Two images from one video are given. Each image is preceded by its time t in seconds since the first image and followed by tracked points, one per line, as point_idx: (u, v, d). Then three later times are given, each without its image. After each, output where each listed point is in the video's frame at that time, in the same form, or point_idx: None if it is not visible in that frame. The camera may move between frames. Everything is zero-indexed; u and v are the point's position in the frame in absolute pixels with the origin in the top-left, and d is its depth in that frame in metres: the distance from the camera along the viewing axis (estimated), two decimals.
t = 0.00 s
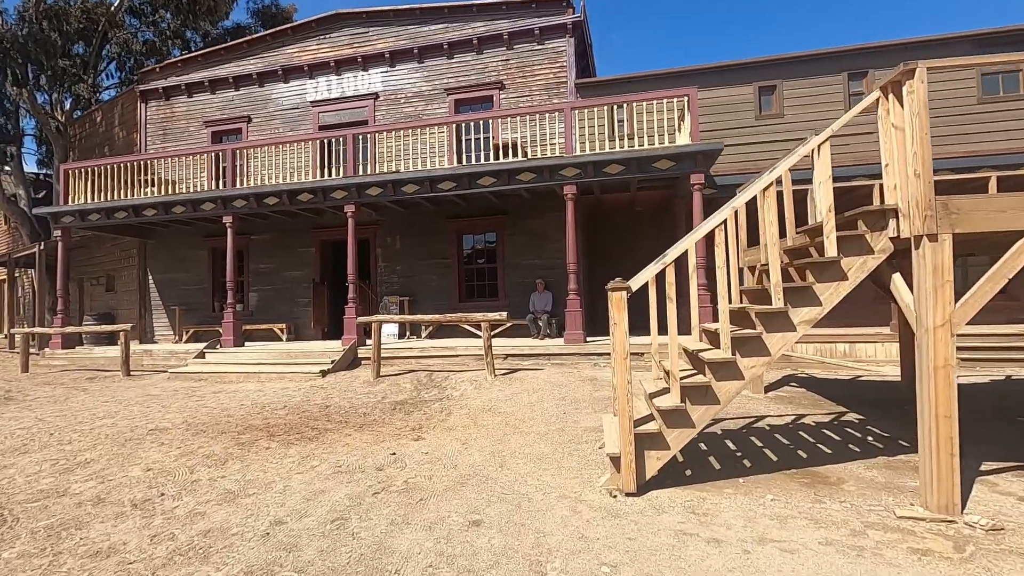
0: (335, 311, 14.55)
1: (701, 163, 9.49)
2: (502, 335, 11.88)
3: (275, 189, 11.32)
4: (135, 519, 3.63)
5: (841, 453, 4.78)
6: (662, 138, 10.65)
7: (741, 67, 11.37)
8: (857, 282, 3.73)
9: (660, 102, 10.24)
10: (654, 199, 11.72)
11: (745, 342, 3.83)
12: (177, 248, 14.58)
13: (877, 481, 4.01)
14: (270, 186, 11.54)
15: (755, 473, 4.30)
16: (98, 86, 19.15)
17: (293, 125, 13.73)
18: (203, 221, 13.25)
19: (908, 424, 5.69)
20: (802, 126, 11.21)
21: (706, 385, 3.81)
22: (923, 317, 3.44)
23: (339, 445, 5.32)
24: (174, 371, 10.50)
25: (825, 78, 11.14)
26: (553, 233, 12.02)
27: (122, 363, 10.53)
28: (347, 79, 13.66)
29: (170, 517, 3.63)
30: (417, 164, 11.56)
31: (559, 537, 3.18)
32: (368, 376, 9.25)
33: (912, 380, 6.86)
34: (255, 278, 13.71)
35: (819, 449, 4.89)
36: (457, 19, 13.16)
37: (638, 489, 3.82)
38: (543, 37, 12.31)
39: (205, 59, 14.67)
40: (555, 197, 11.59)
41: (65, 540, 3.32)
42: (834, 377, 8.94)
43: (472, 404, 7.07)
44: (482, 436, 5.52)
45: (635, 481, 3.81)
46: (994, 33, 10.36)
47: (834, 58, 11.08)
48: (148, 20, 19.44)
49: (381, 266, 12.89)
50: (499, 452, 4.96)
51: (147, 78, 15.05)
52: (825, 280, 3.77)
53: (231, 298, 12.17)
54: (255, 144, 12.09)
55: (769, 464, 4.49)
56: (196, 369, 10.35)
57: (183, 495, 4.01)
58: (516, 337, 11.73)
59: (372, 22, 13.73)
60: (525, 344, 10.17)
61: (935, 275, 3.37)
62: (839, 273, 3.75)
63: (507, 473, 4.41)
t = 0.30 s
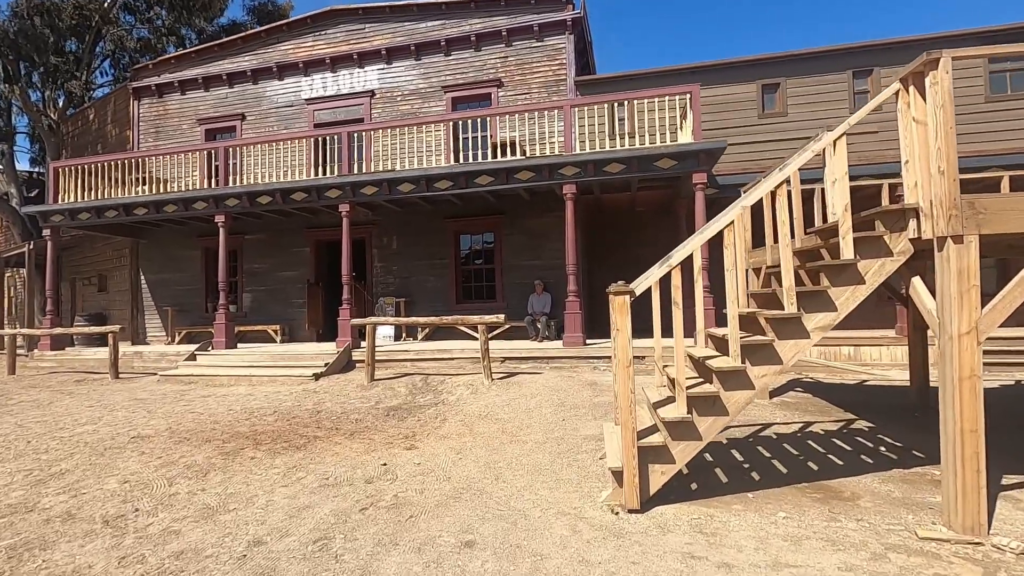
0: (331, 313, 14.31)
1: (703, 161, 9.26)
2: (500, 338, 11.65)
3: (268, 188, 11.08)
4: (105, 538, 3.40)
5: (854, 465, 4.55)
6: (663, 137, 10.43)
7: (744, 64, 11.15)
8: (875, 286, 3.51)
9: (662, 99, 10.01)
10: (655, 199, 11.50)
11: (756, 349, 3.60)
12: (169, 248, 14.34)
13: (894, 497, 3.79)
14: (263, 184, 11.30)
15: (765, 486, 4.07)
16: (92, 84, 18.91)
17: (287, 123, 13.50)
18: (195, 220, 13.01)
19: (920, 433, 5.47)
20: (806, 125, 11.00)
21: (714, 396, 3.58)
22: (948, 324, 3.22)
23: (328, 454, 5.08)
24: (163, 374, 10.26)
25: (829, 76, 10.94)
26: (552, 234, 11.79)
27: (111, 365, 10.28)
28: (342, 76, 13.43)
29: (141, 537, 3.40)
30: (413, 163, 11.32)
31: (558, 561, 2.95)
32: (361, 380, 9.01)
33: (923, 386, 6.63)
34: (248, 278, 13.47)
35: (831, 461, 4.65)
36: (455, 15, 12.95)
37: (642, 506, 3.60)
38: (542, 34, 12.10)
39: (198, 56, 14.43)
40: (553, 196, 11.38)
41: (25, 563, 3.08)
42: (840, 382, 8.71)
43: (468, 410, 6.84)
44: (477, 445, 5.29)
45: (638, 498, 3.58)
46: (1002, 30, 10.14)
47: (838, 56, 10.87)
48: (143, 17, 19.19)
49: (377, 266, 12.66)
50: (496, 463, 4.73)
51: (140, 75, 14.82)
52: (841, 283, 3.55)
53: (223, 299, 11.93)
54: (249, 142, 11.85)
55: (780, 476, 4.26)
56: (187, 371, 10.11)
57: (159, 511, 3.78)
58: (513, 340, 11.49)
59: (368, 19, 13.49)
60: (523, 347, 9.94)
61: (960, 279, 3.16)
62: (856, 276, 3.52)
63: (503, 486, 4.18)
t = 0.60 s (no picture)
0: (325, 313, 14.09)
1: (705, 159, 9.05)
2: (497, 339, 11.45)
3: (261, 185, 10.85)
4: (72, 554, 3.20)
5: (866, 473, 4.35)
6: (664, 134, 10.24)
7: (745, 61, 10.97)
8: (892, 288, 3.31)
9: (663, 96, 9.80)
10: (654, 198, 11.31)
11: (766, 354, 3.41)
12: (161, 246, 14.10)
13: (911, 510, 3.59)
14: (255, 181, 11.08)
15: (773, 498, 3.87)
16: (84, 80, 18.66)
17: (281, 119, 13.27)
18: (187, 218, 12.78)
19: (931, 440, 5.28)
20: (808, 123, 10.82)
21: (722, 403, 3.39)
22: (971, 328, 3.02)
23: (317, 461, 4.88)
24: (152, 375, 10.03)
25: (831, 73, 10.76)
26: (550, 233, 11.60)
27: (99, 366, 10.06)
28: (337, 72, 13.21)
29: (111, 553, 3.18)
30: (408, 160, 11.10)
31: None
32: (355, 382, 8.80)
33: (930, 390, 6.45)
34: (241, 277, 13.24)
35: (840, 470, 4.44)
36: (452, 11, 12.74)
37: (644, 519, 3.40)
38: (541, 30, 11.90)
39: (191, 51, 14.20)
40: (551, 195, 11.20)
41: None
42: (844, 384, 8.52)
43: (464, 414, 6.65)
44: (473, 451, 5.09)
45: (641, 510, 3.39)
46: (1008, 27, 9.96)
47: (841, 53, 10.69)
48: (137, 13, 18.95)
49: (372, 266, 12.44)
50: (491, 472, 4.53)
51: (131, 71, 14.58)
52: (855, 284, 3.36)
53: (215, 298, 11.69)
54: (241, 138, 11.61)
55: (788, 487, 4.06)
56: (176, 372, 9.88)
57: (133, 524, 3.57)
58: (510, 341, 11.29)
59: (363, 14, 13.27)
60: (520, 348, 9.73)
61: (985, 280, 2.97)
62: (872, 278, 3.33)
63: (499, 496, 3.98)
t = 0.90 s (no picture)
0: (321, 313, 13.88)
1: (709, 155, 8.82)
2: (496, 339, 11.23)
3: (255, 182, 10.61)
4: (37, 571, 2.97)
5: (885, 481, 4.12)
6: (667, 130, 10.01)
7: (750, 55, 10.75)
8: (918, 284, 3.09)
9: (666, 90, 9.56)
10: (657, 196, 11.09)
11: (782, 355, 3.18)
12: (155, 245, 13.87)
13: (937, 522, 3.36)
14: (249, 178, 10.84)
15: (789, 508, 3.63)
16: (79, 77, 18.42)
17: (276, 116, 13.05)
18: (181, 217, 12.55)
19: (949, 444, 5.05)
20: (813, 119, 10.61)
21: (735, 408, 3.16)
22: (1006, 328, 2.80)
23: (306, 467, 4.65)
24: (144, 376, 9.80)
25: (837, 68, 10.54)
26: (550, 231, 11.37)
27: (88, 367, 9.83)
28: (334, 68, 12.99)
29: (77, 571, 2.95)
30: (405, 156, 10.87)
31: None
32: (350, 384, 8.58)
33: (944, 392, 6.23)
34: (236, 277, 13.02)
35: (857, 477, 4.21)
36: (450, 6, 12.52)
37: (652, 533, 3.17)
38: (540, 24, 11.68)
39: (185, 47, 13.97)
40: (551, 192, 10.98)
41: None
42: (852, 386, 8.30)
43: (461, 417, 6.42)
44: (470, 457, 4.86)
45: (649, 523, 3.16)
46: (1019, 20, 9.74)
47: (848, 47, 10.47)
48: (133, 10, 18.73)
49: (369, 265, 12.22)
50: (489, 478, 4.30)
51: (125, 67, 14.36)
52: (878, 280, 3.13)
53: (209, 298, 11.46)
54: (235, 134, 11.38)
55: (804, 496, 3.82)
56: (168, 373, 9.65)
57: (104, 537, 3.34)
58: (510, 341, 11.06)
59: (360, 9, 13.05)
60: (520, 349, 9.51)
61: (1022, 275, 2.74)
62: (896, 273, 3.10)
63: (496, 506, 3.75)
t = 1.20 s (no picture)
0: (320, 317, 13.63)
1: (718, 154, 8.54)
2: (498, 343, 10.96)
3: (251, 183, 10.36)
4: None
5: (917, 500, 3.82)
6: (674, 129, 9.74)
7: (759, 52, 10.47)
8: (962, 290, 2.82)
9: (673, 87, 9.28)
10: (663, 196, 10.82)
11: (812, 367, 2.90)
12: (152, 248, 13.64)
13: (980, 548, 3.07)
14: (245, 180, 10.60)
15: (817, 532, 3.34)
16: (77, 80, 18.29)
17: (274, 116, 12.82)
18: (177, 219, 12.33)
19: (979, 458, 4.75)
20: (824, 117, 10.33)
21: (760, 425, 2.89)
22: None
23: (296, 484, 4.39)
24: (137, 383, 9.56)
25: (848, 64, 10.26)
26: (553, 233, 11.11)
27: (81, 374, 9.59)
28: (333, 68, 12.76)
29: None
30: (405, 156, 10.62)
31: None
32: (347, 391, 8.31)
33: (967, 399, 5.94)
34: (234, 280, 12.78)
35: (886, 495, 3.92)
36: (451, 3, 12.28)
37: (669, 561, 2.90)
38: (543, 22, 11.44)
39: (183, 47, 13.74)
40: (555, 193, 10.70)
41: None
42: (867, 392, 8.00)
43: (462, 427, 6.15)
44: (470, 472, 4.59)
45: (665, 551, 2.88)
46: None
47: (859, 43, 10.19)
48: (132, 12, 18.58)
49: (368, 268, 11.97)
50: (491, 497, 4.02)
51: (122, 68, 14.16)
52: (918, 285, 2.86)
53: (205, 302, 11.22)
54: (231, 135, 11.14)
55: (831, 518, 3.53)
56: (162, 380, 9.40)
57: (72, 566, 3.08)
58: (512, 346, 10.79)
59: (360, 7, 12.81)
60: (523, 354, 9.24)
61: None
62: (938, 278, 2.83)
63: (498, 529, 3.48)
